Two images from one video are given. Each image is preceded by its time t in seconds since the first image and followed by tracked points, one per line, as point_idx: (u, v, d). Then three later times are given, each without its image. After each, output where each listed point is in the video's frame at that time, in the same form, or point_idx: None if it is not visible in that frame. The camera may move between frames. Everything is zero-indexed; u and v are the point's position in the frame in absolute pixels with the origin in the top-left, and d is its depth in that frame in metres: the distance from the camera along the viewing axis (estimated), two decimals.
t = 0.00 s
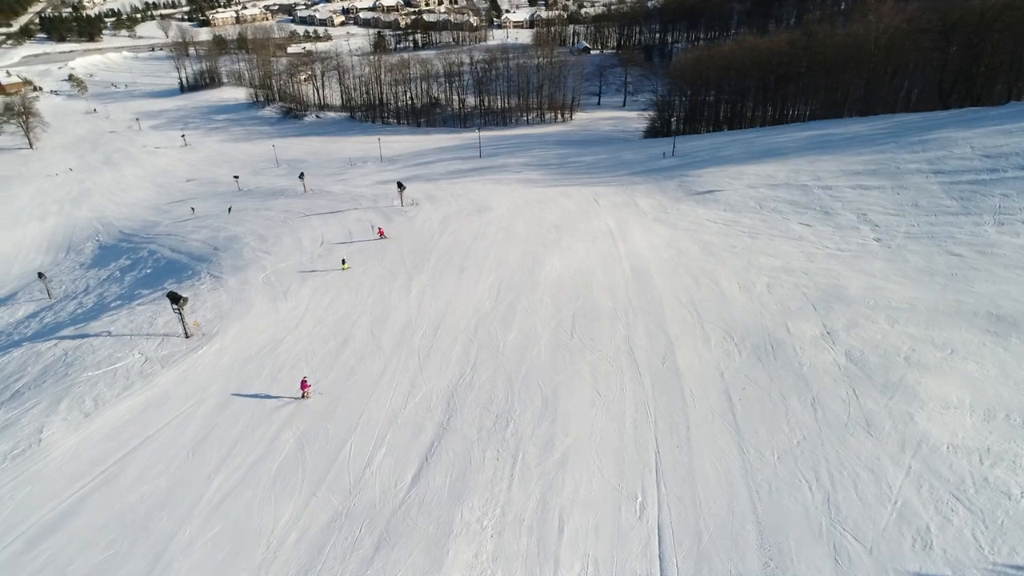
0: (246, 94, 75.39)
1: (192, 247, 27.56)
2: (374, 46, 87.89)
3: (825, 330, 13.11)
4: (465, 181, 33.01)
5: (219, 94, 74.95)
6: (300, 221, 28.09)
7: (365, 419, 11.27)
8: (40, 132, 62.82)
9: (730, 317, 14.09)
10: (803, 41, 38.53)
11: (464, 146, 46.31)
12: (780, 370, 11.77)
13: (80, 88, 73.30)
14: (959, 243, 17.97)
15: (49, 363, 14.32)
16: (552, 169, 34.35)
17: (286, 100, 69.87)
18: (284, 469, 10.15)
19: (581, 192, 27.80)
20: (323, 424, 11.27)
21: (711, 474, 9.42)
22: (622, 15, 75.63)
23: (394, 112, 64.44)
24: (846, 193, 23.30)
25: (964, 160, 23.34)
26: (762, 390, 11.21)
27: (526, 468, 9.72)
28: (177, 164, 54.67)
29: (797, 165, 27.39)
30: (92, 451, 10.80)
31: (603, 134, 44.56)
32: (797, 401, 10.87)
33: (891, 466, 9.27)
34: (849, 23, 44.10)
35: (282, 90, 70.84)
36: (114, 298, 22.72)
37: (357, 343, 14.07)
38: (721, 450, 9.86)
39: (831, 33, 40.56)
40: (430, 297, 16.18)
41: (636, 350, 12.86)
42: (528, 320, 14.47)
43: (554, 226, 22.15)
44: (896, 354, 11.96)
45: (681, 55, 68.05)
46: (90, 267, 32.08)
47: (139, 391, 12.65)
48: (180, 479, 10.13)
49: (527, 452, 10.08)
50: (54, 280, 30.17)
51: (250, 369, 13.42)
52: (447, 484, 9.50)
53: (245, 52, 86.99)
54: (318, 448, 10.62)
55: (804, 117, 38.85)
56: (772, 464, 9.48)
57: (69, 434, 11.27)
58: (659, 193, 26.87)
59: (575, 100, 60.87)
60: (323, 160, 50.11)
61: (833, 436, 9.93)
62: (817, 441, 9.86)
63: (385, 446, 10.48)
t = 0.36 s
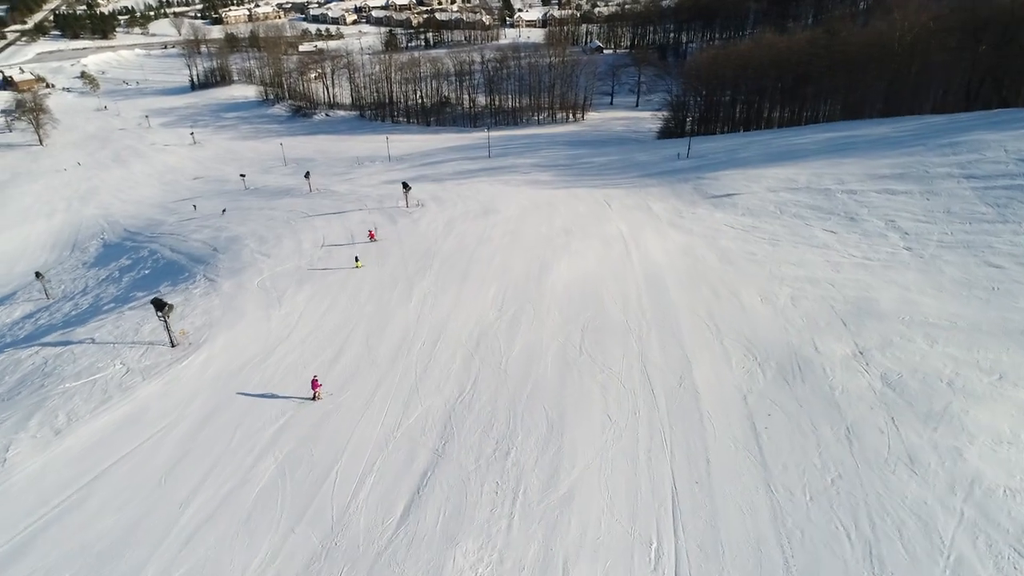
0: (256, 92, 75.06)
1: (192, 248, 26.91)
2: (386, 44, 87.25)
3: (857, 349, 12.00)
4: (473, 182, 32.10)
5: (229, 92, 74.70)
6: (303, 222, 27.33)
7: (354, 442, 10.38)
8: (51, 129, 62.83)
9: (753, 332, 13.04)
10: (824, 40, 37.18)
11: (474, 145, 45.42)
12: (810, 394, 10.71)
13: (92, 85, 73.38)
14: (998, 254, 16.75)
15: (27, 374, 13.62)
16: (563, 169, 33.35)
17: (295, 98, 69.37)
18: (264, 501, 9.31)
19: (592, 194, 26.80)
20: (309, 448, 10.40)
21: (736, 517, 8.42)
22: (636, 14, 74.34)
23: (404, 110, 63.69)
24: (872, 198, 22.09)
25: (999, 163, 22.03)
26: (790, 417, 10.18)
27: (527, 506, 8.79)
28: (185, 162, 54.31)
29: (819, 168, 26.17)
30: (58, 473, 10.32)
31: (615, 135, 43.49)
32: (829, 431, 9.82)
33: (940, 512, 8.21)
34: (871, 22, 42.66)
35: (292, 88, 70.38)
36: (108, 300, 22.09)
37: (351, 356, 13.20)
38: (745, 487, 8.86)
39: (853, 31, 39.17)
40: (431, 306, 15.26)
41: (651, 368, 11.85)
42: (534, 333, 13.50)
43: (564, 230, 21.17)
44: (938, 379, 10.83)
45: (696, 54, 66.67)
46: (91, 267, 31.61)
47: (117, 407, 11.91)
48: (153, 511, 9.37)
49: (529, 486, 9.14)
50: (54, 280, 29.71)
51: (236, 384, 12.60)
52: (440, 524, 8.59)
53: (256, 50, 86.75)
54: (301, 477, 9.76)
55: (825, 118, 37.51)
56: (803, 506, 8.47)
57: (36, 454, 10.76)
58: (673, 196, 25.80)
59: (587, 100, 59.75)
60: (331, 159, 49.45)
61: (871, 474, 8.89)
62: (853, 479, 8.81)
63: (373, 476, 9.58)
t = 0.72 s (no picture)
0: (263, 90, 74.63)
1: (189, 249, 26.24)
2: (393, 43, 86.57)
3: (888, 369, 11.04)
4: (478, 182, 31.27)
5: (236, 91, 74.37)
6: (303, 223, 26.61)
7: (340, 468, 9.57)
8: (57, 127, 62.64)
9: (773, 349, 12.10)
10: (840, 39, 36.04)
11: (480, 145, 44.60)
12: (839, 420, 9.78)
13: (99, 84, 73.23)
14: None
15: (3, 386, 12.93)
16: (570, 170, 32.45)
17: (301, 97, 68.82)
18: (240, 537, 8.52)
19: (600, 197, 25.87)
20: (292, 473, 9.59)
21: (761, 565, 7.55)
22: (646, 13, 73.35)
23: (410, 110, 62.93)
24: (895, 202, 21.04)
25: None
26: (817, 446, 9.27)
27: (527, 547, 7.98)
28: (189, 160, 53.84)
29: (838, 170, 25.10)
30: (21, 498, 9.57)
31: (624, 136, 42.55)
32: (862, 463, 8.91)
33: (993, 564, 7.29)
34: (889, 20, 41.48)
35: (298, 87, 69.85)
36: (100, 304, 21.41)
37: (342, 370, 12.37)
38: (769, 529, 7.98)
39: (870, 30, 38.02)
40: (429, 315, 14.41)
41: (663, 387, 10.96)
42: (536, 347, 12.61)
43: (571, 234, 20.26)
44: (984, 405, 9.83)
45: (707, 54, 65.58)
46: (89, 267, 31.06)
47: (90, 422, 11.13)
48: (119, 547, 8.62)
49: (530, 524, 8.29)
50: (51, 280, 29.14)
51: (218, 398, 11.73)
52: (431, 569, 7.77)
53: (264, 49, 86.42)
54: (280, 507, 8.97)
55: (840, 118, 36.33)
56: (835, 554, 7.59)
57: None
58: (684, 199, 24.82)
59: (596, 100, 58.79)
60: (336, 159, 48.79)
61: (911, 515, 7.98)
62: (891, 522, 7.92)
63: (359, 509, 8.78)
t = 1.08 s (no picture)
0: (271, 89, 74.18)
1: (187, 250, 25.50)
2: (402, 42, 85.86)
3: (931, 396, 10.02)
4: (485, 183, 30.35)
5: (244, 89, 73.98)
6: (303, 224, 25.80)
7: (324, 502, 8.74)
8: (65, 124, 62.44)
9: (801, 370, 11.07)
10: (860, 38, 34.79)
11: (488, 145, 43.67)
12: (878, 457, 8.83)
13: (108, 81, 73.04)
14: None
15: None
16: (580, 171, 31.45)
17: (309, 95, 68.22)
18: None
19: (611, 199, 24.86)
20: (272, 507, 8.78)
21: None
22: (658, 12, 72.16)
23: (419, 109, 62.10)
24: (924, 208, 19.89)
25: None
26: (855, 488, 8.33)
27: None
28: (195, 158, 53.36)
29: (861, 173, 23.93)
30: None
31: (636, 136, 41.48)
32: (907, 510, 7.97)
33: None
34: (911, 19, 40.12)
35: (306, 85, 69.27)
36: (92, 306, 20.69)
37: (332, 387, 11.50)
38: None
39: (892, 29, 36.73)
40: (427, 326, 13.48)
41: (680, 413, 10.01)
42: (541, 363, 11.67)
43: (579, 238, 19.26)
44: None
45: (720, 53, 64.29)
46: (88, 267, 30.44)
47: (59, 442, 10.31)
48: None
49: None
50: (49, 281, 28.57)
51: (195, 418, 10.79)
52: None
53: (273, 47, 86.01)
54: (256, 549, 8.17)
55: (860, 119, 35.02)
56: None
57: None
58: (699, 203, 23.75)
59: (607, 100, 57.70)
60: (342, 158, 48.07)
61: None
62: None
63: (341, 552, 8.00)
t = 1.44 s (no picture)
0: (284, 87, 73.84)
1: (190, 251, 24.84)
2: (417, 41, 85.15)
3: (988, 433, 8.94)
4: (497, 185, 29.40)
5: (258, 87, 73.76)
6: (309, 225, 25.03)
7: (307, 542, 7.92)
8: (80, 121, 62.56)
9: (837, 396, 10.02)
10: (889, 35, 33.25)
11: (501, 146, 42.72)
12: (931, 504, 7.84)
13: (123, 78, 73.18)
14: None
15: None
16: (595, 173, 30.37)
17: (323, 94, 67.70)
18: None
19: (627, 203, 23.80)
20: (248, 546, 7.94)
21: None
22: (676, 11, 70.69)
23: (432, 108, 61.25)
24: (962, 215, 18.60)
25: None
26: (906, 544, 7.36)
27: None
28: (207, 156, 53.04)
29: (892, 178, 22.59)
30: None
31: (653, 137, 40.32)
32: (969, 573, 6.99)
33: None
34: (943, 17, 38.45)
35: (320, 83, 68.77)
36: (88, 309, 20.05)
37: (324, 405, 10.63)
38: None
39: (922, 27, 35.15)
40: (429, 338, 12.58)
41: (704, 446, 9.03)
42: (550, 383, 10.69)
43: (594, 244, 18.26)
44: None
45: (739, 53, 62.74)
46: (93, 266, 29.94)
47: (25, 462, 9.55)
48: None
49: None
50: (52, 280, 28.08)
51: (173, 438, 9.88)
52: None
53: (287, 45, 85.77)
54: None
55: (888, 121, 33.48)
56: None
57: None
58: (720, 207, 22.63)
59: (623, 100, 56.48)
60: (353, 157, 47.41)
61: None
62: None
63: None
